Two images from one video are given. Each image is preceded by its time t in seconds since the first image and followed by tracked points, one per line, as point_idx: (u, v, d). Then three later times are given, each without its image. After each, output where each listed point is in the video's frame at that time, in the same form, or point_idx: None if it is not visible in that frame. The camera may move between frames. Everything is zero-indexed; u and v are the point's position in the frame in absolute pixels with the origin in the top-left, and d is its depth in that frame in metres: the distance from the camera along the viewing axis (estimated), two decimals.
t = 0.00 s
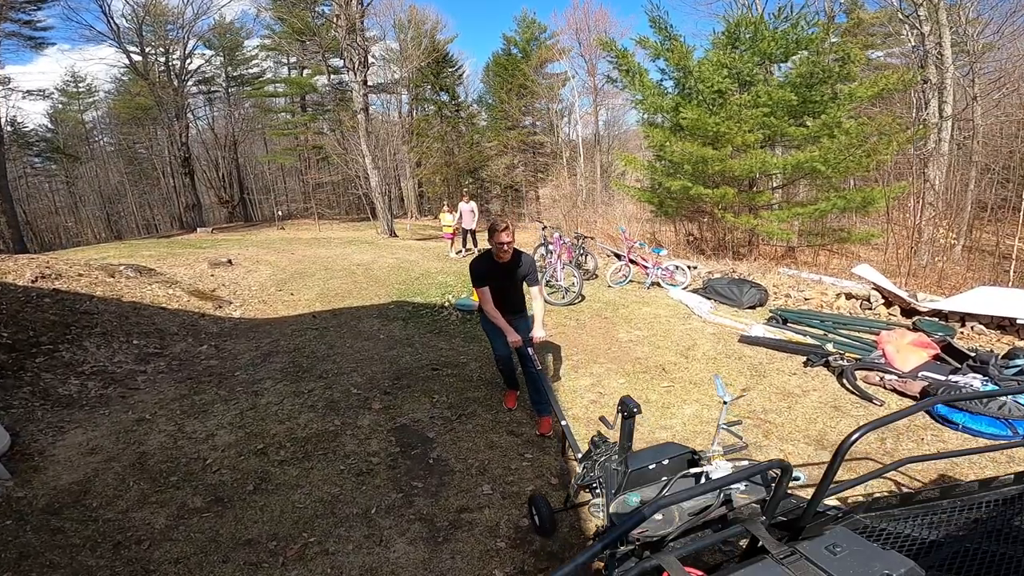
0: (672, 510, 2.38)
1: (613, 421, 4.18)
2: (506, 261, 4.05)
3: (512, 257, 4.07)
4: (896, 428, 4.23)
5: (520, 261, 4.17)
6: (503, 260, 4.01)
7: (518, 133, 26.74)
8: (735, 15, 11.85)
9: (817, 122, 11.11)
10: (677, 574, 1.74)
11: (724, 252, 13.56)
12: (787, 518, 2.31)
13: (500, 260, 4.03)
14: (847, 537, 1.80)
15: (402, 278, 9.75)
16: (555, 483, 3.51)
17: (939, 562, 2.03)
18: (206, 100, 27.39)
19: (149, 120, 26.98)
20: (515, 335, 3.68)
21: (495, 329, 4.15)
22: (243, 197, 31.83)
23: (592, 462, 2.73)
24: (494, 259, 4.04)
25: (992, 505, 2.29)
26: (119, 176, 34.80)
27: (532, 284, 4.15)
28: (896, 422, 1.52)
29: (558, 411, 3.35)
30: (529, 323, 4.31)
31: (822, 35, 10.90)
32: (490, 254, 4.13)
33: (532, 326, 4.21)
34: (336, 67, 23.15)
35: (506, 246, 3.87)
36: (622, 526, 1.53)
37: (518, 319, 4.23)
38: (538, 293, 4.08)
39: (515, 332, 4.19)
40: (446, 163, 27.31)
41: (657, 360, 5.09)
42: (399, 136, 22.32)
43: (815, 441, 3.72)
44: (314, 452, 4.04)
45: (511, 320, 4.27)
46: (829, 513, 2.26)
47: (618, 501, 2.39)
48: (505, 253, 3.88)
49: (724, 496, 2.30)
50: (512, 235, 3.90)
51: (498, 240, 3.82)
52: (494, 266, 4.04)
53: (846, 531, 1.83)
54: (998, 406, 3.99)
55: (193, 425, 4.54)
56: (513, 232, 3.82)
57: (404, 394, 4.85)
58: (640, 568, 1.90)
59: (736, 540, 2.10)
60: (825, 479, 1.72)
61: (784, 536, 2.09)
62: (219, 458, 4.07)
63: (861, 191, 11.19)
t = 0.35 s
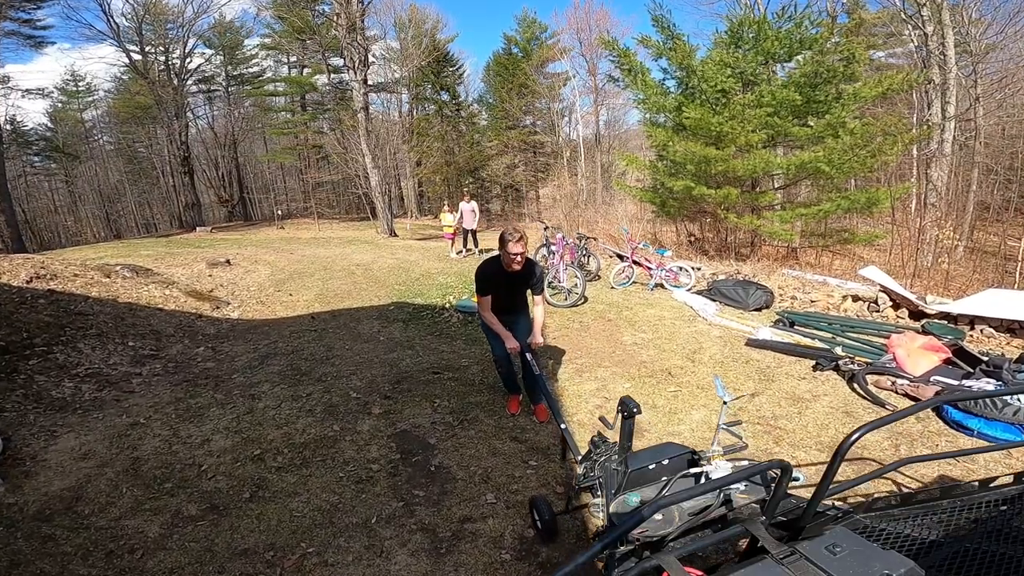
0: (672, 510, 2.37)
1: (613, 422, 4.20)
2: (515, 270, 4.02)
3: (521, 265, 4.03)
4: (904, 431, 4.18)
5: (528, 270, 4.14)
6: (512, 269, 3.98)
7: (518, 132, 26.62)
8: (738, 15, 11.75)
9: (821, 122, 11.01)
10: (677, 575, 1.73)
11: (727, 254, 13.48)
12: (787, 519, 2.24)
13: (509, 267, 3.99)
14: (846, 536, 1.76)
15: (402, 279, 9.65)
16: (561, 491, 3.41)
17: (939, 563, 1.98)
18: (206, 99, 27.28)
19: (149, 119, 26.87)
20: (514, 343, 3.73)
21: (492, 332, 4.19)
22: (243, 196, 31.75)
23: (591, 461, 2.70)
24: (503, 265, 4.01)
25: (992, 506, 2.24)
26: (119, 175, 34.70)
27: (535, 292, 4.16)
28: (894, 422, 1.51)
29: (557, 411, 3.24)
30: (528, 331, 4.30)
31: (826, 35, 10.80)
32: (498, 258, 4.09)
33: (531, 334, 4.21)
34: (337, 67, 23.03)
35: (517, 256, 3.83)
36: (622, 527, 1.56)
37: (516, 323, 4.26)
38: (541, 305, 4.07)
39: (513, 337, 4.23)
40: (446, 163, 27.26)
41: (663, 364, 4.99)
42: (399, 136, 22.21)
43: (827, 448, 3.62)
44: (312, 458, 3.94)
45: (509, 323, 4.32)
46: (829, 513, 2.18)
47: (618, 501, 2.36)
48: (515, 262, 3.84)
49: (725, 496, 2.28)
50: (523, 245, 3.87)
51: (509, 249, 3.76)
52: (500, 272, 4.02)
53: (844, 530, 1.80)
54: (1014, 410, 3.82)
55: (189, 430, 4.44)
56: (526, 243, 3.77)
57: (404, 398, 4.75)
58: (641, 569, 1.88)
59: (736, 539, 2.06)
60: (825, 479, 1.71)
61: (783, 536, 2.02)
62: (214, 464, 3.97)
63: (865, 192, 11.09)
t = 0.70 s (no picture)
0: (672, 510, 2.46)
1: (613, 421, 4.18)
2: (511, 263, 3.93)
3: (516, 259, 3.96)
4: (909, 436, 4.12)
5: (524, 262, 4.06)
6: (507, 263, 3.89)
7: (517, 133, 26.50)
8: (738, 17, 11.69)
9: (822, 125, 10.95)
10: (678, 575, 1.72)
11: (727, 257, 13.40)
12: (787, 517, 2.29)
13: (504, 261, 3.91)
14: (846, 537, 1.79)
15: (399, 280, 9.52)
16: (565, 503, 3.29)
17: (939, 562, 2.02)
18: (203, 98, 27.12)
19: (146, 118, 26.66)
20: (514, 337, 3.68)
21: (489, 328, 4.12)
22: (240, 196, 31.54)
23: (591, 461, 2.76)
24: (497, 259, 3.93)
25: (994, 505, 2.31)
26: (114, 174, 34.45)
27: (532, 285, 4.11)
28: (893, 422, 1.51)
29: (556, 412, 3.24)
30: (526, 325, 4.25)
31: (828, 38, 10.75)
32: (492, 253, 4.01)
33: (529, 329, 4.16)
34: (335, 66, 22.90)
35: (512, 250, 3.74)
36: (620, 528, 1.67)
37: (514, 318, 4.20)
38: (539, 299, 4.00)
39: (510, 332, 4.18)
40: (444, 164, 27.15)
41: (666, 370, 4.88)
42: (398, 137, 22.11)
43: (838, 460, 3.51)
44: (305, 468, 3.80)
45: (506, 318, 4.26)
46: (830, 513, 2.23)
47: (618, 501, 2.45)
48: (510, 255, 3.77)
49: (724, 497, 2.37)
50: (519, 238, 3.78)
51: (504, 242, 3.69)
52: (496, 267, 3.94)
53: (845, 531, 1.83)
54: None
55: (177, 437, 4.30)
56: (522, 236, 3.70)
57: (401, 405, 4.62)
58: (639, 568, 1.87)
59: (735, 539, 2.01)
60: (824, 480, 1.71)
61: (783, 536, 2.01)
62: (203, 472, 3.83)
63: (866, 195, 11.01)
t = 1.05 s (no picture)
0: (673, 510, 2.46)
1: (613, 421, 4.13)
2: (514, 255, 3.96)
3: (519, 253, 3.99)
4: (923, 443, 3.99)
5: (526, 255, 4.08)
6: (510, 254, 3.91)
7: (518, 134, 26.29)
8: (745, 17, 11.52)
9: (830, 126, 10.79)
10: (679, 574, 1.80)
11: (732, 260, 13.19)
12: (789, 518, 2.42)
13: (507, 252, 3.93)
14: (849, 536, 1.91)
15: (400, 282, 9.34)
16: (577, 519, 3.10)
17: (941, 561, 2.12)
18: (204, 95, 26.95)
19: (146, 115, 26.44)
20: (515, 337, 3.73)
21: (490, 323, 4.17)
22: (239, 194, 31.28)
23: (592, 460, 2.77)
24: (500, 250, 3.94)
25: (994, 504, 2.41)
26: (113, 172, 34.21)
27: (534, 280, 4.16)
28: (890, 425, 1.62)
29: (553, 408, 3.11)
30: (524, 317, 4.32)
31: (836, 39, 10.61)
32: (495, 247, 4.03)
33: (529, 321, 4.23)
34: (336, 64, 22.71)
35: (516, 243, 3.77)
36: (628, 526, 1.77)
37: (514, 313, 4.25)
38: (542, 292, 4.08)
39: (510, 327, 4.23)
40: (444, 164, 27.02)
41: (678, 378, 4.71)
42: (399, 136, 21.88)
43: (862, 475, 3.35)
44: (303, 478, 3.63)
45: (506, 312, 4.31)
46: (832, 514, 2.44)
47: (618, 502, 2.44)
48: (514, 249, 3.80)
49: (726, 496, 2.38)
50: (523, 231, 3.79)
51: (509, 236, 3.71)
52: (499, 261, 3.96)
53: (847, 530, 1.95)
54: None
55: (168, 443, 4.13)
56: (526, 230, 3.72)
57: (402, 412, 4.44)
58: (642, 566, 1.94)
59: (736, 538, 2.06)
60: (826, 479, 1.81)
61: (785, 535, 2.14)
62: (194, 482, 3.65)
63: (875, 198, 10.82)
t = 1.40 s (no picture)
0: (672, 510, 2.34)
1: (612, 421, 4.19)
2: (502, 253, 3.91)
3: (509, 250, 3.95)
4: (942, 452, 3.89)
5: (514, 253, 4.04)
6: (498, 253, 3.86)
7: (519, 133, 26.15)
8: (749, 16, 11.34)
9: (837, 127, 10.64)
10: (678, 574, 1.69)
11: (737, 262, 13.06)
12: (789, 519, 2.29)
13: (494, 251, 3.88)
14: (847, 537, 1.76)
15: (400, 283, 9.21)
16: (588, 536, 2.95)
17: (941, 562, 2.01)
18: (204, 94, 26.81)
19: (146, 115, 26.29)
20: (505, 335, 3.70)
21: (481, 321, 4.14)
22: (240, 194, 31.15)
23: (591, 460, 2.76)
24: (488, 249, 3.90)
25: (992, 506, 2.33)
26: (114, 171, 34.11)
27: (525, 277, 4.11)
28: (897, 421, 1.53)
29: (552, 410, 3.13)
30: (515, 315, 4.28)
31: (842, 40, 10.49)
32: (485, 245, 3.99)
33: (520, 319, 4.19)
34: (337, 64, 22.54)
35: (503, 242, 3.72)
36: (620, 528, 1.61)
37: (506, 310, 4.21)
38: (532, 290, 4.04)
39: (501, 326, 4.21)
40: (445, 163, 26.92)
41: (688, 385, 4.57)
42: (400, 136, 21.72)
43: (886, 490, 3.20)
44: (300, 491, 3.49)
45: (498, 310, 4.27)
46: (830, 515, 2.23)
47: (617, 502, 2.36)
48: (501, 246, 3.76)
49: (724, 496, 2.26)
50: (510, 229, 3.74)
51: (496, 233, 3.67)
52: (488, 259, 3.92)
53: (846, 531, 1.80)
54: None
55: (160, 452, 3.99)
56: (514, 227, 3.67)
57: (404, 421, 4.30)
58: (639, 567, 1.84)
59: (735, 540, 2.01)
60: (826, 480, 1.73)
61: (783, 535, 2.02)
62: (187, 494, 3.51)
63: (882, 199, 10.64)
